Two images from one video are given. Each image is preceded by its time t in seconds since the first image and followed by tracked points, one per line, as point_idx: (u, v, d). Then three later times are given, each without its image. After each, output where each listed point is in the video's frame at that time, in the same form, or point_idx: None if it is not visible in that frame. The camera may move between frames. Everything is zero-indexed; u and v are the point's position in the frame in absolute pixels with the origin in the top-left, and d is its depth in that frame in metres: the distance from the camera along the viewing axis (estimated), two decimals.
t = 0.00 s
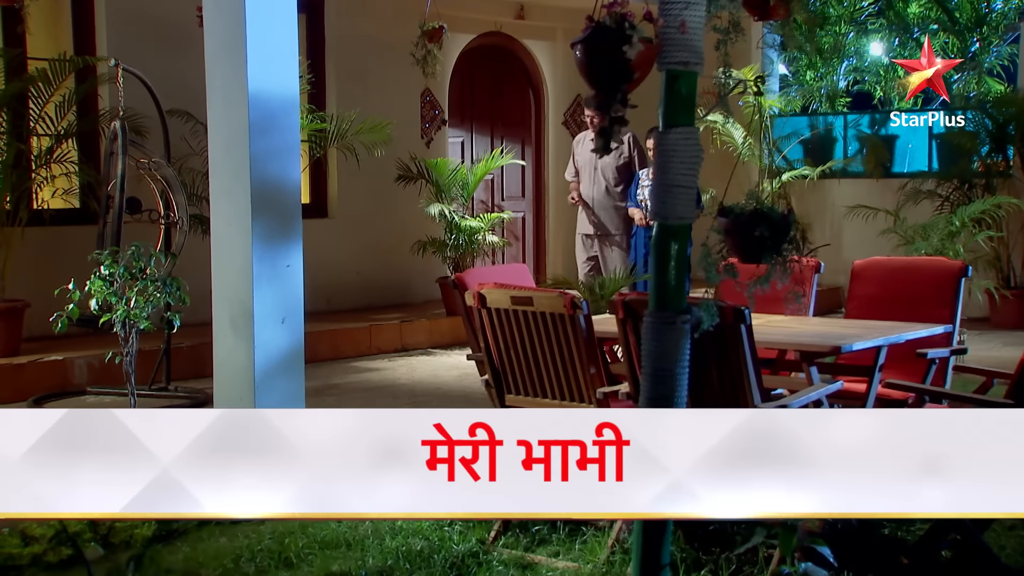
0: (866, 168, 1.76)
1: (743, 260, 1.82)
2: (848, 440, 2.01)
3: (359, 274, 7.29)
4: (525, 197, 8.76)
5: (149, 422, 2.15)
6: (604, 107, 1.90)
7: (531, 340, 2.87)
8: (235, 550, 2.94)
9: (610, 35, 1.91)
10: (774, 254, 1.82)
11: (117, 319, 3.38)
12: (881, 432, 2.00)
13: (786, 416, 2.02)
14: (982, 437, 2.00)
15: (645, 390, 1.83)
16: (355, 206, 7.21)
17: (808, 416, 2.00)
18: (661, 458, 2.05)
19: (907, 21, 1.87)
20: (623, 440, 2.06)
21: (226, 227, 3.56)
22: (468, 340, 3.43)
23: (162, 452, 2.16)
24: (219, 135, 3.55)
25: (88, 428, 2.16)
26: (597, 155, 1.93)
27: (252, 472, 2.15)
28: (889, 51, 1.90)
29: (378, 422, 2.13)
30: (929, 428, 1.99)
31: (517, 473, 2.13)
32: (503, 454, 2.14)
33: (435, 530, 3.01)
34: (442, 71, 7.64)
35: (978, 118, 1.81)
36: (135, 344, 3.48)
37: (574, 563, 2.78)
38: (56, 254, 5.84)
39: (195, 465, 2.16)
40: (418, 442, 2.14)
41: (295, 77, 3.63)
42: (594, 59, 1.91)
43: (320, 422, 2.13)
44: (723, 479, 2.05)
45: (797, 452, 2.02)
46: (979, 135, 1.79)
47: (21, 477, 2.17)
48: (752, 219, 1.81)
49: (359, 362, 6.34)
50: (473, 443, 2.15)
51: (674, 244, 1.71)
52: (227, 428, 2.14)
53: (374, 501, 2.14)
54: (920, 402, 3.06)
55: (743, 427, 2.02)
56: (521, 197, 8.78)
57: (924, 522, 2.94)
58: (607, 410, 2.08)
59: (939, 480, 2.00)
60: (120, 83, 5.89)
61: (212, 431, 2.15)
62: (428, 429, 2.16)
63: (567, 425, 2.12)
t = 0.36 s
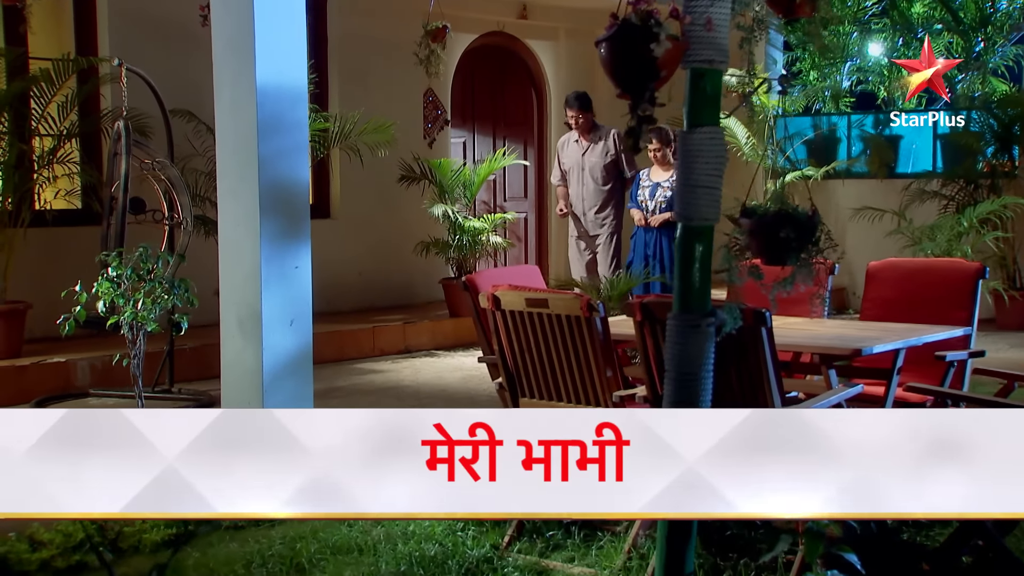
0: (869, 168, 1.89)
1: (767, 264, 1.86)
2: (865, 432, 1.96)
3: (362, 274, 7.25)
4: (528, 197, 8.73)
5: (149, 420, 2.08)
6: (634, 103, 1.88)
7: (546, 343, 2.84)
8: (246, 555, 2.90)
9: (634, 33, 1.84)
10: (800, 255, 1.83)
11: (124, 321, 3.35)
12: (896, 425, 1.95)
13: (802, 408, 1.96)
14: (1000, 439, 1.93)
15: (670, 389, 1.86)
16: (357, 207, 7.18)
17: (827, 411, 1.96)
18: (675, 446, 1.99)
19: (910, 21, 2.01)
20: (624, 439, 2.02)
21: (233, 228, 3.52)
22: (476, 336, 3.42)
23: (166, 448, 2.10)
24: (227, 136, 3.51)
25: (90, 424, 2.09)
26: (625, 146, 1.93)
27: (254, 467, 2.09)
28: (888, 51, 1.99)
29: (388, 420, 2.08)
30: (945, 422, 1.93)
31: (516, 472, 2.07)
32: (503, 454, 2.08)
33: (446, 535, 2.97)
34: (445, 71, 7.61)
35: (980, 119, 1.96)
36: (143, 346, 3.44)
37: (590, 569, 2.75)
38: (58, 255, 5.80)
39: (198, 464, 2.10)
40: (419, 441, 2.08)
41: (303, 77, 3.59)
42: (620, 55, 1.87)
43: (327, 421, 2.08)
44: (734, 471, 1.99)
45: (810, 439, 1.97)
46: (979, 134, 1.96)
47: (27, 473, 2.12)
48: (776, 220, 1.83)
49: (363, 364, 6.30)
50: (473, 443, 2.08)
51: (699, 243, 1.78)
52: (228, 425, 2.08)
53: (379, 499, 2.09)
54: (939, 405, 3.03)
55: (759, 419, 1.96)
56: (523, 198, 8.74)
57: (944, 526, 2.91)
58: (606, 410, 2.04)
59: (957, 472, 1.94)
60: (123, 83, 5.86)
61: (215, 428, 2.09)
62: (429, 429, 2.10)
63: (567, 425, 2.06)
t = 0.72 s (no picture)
0: (871, 170, 1.80)
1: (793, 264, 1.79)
2: (864, 432, 1.98)
3: (362, 275, 7.20)
4: (528, 198, 8.68)
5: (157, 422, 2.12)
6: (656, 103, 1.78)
7: (560, 345, 2.79)
8: (255, 560, 2.86)
9: (661, 33, 1.74)
10: (823, 260, 1.77)
11: (131, 323, 3.32)
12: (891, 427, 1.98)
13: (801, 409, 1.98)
14: (1001, 437, 1.96)
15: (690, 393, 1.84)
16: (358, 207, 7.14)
17: (832, 412, 1.98)
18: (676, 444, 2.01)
19: (911, 21, 2.00)
20: (625, 439, 2.06)
21: (240, 229, 3.48)
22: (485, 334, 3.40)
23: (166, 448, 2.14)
24: (234, 137, 3.47)
25: (93, 425, 2.13)
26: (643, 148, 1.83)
27: (253, 466, 2.13)
28: (889, 51, 1.96)
29: (392, 417, 2.11)
30: (943, 422, 1.96)
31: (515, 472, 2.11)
32: (503, 453, 2.12)
33: (458, 540, 2.92)
34: (445, 72, 7.58)
35: (984, 119, 1.91)
36: (148, 348, 3.40)
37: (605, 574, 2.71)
38: (58, 256, 5.76)
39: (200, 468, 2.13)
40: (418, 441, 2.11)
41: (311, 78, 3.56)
42: (643, 53, 1.76)
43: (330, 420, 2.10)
44: (740, 466, 2.01)
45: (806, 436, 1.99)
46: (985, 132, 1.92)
47: (30, 468, 2.14)
48: (800, 220, 1.76)
49: (365, 365, 6.25)
50: (473, 443, 2.13)
51: (722, 244, 1.72)
52: (227, 424, 2.12)
53: (382, 493, 2.12)
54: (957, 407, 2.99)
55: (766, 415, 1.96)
56: (523, 198, 8.70)
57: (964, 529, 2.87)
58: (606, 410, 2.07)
59: (958, 469, 1.97)
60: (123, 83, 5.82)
61: (216, 429, 2.13)
62: (429, 429, 2.13)
63: (565, 425, 2.10)
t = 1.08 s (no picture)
0: (873, 171, 1.45)
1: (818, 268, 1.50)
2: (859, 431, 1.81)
3: (362, 276, 7.15)
4: (527, 198, 8.63)
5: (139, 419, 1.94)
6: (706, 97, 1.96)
7: (575, 348, 2.75)
8: (265, 567, 2.82)
9: (693, 32, 1.47)
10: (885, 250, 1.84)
11: (136, 325, 3.28)
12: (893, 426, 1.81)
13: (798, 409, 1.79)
14: (1003, 433, 1.80)
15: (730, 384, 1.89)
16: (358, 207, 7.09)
17: (831, 412, 1.80)
18: (674, 438, 1.86)
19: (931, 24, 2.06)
20: (625, 439, 1.89)
21: (247, 229, 3.44)
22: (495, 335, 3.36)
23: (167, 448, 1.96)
24: (241, 136, 3.44)
25: (98, 426, 1.95)
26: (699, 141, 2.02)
27: (255, 466, 1.95)
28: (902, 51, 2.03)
29: (394, 418, 1.92)
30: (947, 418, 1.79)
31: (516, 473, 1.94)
32: (504, 453, 1.95)
33: (472, 545, 2.88)
34: (445, 72, 7.54)
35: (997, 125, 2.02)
36: (155, 351, 3.37)
37: None
38: (57, 257, 5.71)
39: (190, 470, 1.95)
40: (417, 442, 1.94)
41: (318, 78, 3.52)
42: (673, 52, 1.49)
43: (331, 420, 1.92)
44: (738, 465, 1.84)
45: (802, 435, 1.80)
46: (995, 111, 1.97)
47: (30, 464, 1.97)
48: (827, 221, 1.47)
49: (366, 367, 6.21)
50: (473, 443, 1.96)
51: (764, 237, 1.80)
52: (226, 425, 1.94)
53: (382, 494, 1.94)
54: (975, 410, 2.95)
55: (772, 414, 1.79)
56: (522, 199, 8.65)
57: (984, 535, 2.83)
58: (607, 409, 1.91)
59: (959, 467, 1.80)
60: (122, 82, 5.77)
61: (214, 428, 1.94)
62: (428, 429, 1.96)
63: (566, 423, 1.93)
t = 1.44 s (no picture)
0: (875, 169, 1.52)
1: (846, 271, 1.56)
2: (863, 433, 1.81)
3: (361, 277, 7.10)
4: (525, 199, 8.57)
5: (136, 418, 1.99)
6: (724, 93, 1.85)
7: (591, 352, 2.71)
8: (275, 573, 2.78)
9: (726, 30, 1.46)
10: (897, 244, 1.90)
11: (141, 327, 3.24)
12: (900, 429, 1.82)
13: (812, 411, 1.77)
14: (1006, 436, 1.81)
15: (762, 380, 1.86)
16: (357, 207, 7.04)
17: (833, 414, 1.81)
18: (676, 440, 1.89)
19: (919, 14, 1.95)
20: (625, 439, 1.93)
21: (252, 228, 3.40)
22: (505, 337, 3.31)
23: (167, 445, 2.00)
24: (247, 135, 3.39)
25: (98, 428, 1.99)
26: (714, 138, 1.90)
27: (256, 465, 2.00)
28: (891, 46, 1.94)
29: (392, 418, 1.97)
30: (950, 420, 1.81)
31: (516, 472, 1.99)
32: (504, 453, 2.00)
33: (484, 551, 2.84)
34: (444, 71, 7.49)
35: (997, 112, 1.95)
36: (160, 352, 3.34)
37: None
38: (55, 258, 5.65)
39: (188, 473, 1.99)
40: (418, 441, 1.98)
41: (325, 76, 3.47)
42: (704, 48, 1.46)
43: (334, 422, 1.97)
44: (741, 468, 1.86)
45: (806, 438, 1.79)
46: None
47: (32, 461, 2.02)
48: (860, 221, 1.53)
49: (367, 368, 6.16)
50: (474, 443, 2.00)
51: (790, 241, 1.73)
52: (228, 425, 1.99)
53: (384, 492, 1.99)
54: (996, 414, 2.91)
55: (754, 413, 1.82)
56: (521, 199, 8.59)
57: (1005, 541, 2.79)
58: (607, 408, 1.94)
59: (963, 467, 1.82)
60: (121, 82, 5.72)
61: (217, 427, 2.00)
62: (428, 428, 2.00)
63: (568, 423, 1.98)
